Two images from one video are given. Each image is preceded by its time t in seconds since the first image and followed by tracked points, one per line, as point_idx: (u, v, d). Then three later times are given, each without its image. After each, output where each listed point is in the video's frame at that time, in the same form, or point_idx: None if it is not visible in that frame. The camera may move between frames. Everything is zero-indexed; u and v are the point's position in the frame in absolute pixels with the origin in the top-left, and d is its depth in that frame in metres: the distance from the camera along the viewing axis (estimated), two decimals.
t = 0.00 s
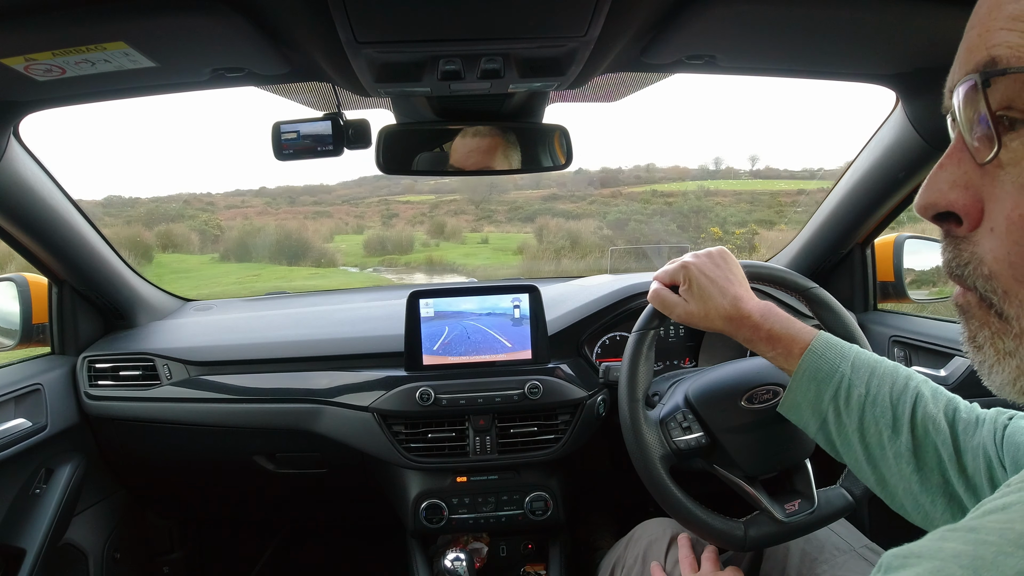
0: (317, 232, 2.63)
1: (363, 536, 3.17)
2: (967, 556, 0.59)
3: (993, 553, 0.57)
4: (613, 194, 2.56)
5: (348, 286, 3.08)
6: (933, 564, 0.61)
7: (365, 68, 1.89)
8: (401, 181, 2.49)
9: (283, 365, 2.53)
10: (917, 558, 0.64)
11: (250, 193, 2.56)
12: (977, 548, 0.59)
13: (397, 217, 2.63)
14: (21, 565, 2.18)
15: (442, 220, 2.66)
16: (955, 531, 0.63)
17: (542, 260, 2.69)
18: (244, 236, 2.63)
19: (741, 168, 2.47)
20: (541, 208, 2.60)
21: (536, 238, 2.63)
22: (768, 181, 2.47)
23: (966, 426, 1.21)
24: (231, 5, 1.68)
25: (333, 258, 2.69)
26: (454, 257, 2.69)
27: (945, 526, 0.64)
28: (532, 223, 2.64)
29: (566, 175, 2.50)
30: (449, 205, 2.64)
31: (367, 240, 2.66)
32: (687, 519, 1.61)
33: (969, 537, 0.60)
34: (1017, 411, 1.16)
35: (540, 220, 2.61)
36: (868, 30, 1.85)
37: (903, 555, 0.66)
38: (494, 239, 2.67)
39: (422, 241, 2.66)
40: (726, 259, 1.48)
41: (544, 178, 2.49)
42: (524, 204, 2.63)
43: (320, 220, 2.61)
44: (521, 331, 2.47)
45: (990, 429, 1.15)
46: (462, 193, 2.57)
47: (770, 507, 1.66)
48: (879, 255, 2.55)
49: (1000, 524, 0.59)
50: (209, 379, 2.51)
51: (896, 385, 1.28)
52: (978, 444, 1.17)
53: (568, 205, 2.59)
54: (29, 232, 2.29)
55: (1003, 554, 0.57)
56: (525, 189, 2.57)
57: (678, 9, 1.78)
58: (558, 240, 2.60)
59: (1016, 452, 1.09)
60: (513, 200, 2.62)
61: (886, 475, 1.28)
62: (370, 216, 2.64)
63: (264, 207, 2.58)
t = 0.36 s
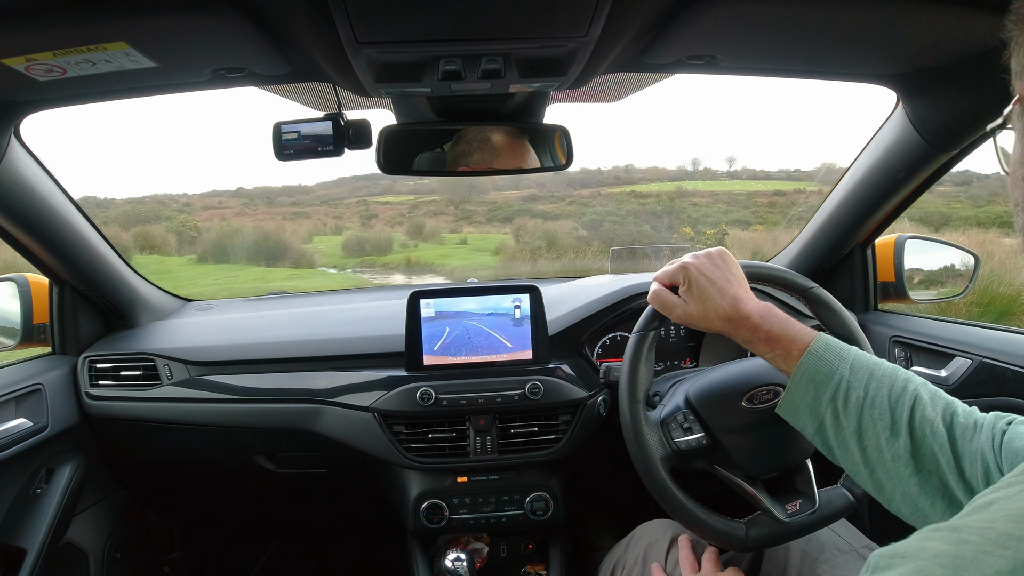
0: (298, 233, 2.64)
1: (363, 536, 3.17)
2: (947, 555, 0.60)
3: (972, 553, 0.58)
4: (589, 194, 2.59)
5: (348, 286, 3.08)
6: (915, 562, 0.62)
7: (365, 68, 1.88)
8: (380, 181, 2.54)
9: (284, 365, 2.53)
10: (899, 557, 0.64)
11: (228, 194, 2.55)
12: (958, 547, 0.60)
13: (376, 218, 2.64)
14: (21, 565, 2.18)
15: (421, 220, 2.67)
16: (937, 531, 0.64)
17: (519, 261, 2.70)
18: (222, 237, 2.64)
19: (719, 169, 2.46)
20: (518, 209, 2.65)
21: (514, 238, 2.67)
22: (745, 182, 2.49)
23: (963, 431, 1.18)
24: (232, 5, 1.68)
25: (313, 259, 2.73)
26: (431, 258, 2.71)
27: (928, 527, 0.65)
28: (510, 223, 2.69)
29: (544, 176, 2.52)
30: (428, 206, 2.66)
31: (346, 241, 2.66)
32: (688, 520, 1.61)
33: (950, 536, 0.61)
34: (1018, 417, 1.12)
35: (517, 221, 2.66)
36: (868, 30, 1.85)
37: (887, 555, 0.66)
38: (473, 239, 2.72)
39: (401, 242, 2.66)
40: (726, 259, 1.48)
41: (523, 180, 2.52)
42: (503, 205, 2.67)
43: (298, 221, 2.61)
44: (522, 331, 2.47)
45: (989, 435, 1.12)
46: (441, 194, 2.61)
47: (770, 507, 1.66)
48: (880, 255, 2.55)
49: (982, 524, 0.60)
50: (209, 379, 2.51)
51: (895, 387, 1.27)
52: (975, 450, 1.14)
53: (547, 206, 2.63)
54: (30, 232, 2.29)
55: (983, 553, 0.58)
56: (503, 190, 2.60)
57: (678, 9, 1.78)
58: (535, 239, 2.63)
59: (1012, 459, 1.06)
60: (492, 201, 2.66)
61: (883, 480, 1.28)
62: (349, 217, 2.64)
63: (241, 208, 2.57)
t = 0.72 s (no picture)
0: (275, 234, 2.62)
1: (363, 537, 3.17)
2: (960, 547, 0.59)
3: (985, 544, 0.58)
4: (569, 195, 2.59)
5: (347, 286, 3.09)
6: (929, 556, 0.61)
7: (364, 68, 1.88)
8: (358, 182, 2.55)
9: (283, 365, 2.53)
10: (912, 551, 0.63)
11: (203, 196, 2.54)
12: (970, 539, 0.60)
13: (354, 220, 2.64)
14: (21, 565, 2.18)
15: (399, 221, 2.65)
16: (946, 527, 0.63)
17: (495, 262, 2.71)
18: (198, 239, 2.64)
19: (695, 169, 2.48)
20: (498, 210, 2.64)
21: (490, 240, 2.66)
22: (721, 183, 2.49)
23: (965, 430, 1.15)
24: (231, 5, 1.68)
25: (288, 260, 2.70)
26: (408, 260, 2.69)
27: (938, 522, 0.65)
28: (487, 224, 2.67)
29: (522, 179, 2.48)
30: (406, 207, 2.64)
31: (323, 242, 2.66)
32: (688, 520, 1.61)
33: (962, 530, 0.61)
34: (1022, 417, 1.09)
35: (495, 221, 2.64)
36: (868, 30, 1.85)
37: (899, 551, 0.65)
38: (451, 241, 2.72)
39: (379, 244, 2.65)
40: (726, 259, 1.48)
41: (501, 181, 2.49)
42: (480, 206, 2.68)
43: (275, 223, 2.60)
44: (521, 331, 2.47)
45: (992, 435, 1.09)
46: (418, 195, 2.61)
47: (770, 507, 1.66)
48: (879, 254, 2.55)
49: (995, 517, 0.61)
50: (209, 379, 2.51)
51: (896, 386, 1.26)
52: (977, 449, 1.12)
53: (525, 206, 2.60)
54: (30, 232, 2.29)
55: (994, 545, 0.58)
56: (481, 192, 2.62)
57: (679, 9, 1.78)
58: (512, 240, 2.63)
59: (1014, 458, 1.04)
60: (470, 203, 2.68)
61: (884, 479, 1.27)
62: (327, 219, 2.64)
63: (216, 210, 2.56)
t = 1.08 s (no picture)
0: (253, 236, 2.63)
1: (363, 537, 3.18)
2: (949, 547, 0.59)
3: (974, 545, 0.58)
4: (549, 197, 2.58)
5: (347, 286, 3.09)
6: (919, 556, 0.61)
7: (364, 68, 1.88)
8: (337, 182, 2.53)
9: (284, 365, 2.53)
10: (903, 552, 0.62)
11: (180, 197, 2.52)
12: (960, 539, 0.60)
13: (333, 221, 2.60)
14: (21, 565, 2.18)
15: (377, 223, 2.61)
16: (938, 529, 0.63)
17: (471, 262, 2.71)
18: (176, 240, 2.61)
19: (674, 172, 2.46)
20: (478, 211, 2.62)
21: (469, 241, 2.65)
22: (706, 185, 2.50)
23: (964, 431, 1.16)
24: (232, 5, 1.68)
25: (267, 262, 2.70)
26: (388, 261, 2.68)
27: (930, 523, 0.65)
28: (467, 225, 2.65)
29: (501, 181, 2.50)
30: (386, 208, 2.61)
31: (301, 243, 2.65)
32: (688, 520, 1.61)
33: (953, 530, 0.61)
34: (1021, 419, 1.09)
35: (473, 223, 2.63)
36: (868, 30, 1.85)
37: (891, 551, 0.64)
38: (430, 242, 2.68)
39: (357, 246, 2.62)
40: (726, 258, 1.48)
41: (480, 183, 2.51)
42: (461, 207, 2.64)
43: (253, 224, 2.60)
44: (522, 331, 2.47)
45: (991, 437, 1.10)
46: (398, 197, 2.59)
47: (770, 507, 1.66)
48: (880, 254, 2.55)
49: (984, 517, 0.61)
50: (210, 378, 2.51)
51: (895, 387, 1.26)
52: (976, 450, 1.12)
53: (504, 208, 2.61)
54: (30, 232, 2.29)
55: (984, 545, 0.58)
56: (462, 192, 2.60)
57: (679, 8, 1.78)
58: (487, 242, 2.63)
59: (1013, 459, 1.04)
60: (450, 204, 2.64)
61: (883, 480, 1.27)
62: (306, 219, 2.63)
63: (193, 211, 2.55)
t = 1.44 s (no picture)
0: (227, 237, 2.62)
1: (363, 537, 3.17)
2: (960, 549, 0.59)
3: (985, 548, 0.58)
4: (525, 199, 2.62)
5: (346, 286, 3.09)
6: (928, 558, 0.61)
7: (364, 68, 1.88)
8: (313, 184, 2.51)
9: (283, 365, 2.53)
10: (912, 553, 0.63)
11: (152, 199, 2.49)
12: (970, 542, 0.59)
13: (308, 223, 2.60)
14: (20, 565, 2.18)
15: (353, 225, 2.63)
16: (948, 528, 0.63)
17: (446, 265, 2.70)
18: (150, 242, 2.60)
19: (650, 173, 2.51)
20: (453, 214, 2.65)
21: (444, 242, 2.67)
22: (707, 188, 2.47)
23: (965, 431, 1.17)
24: (232, 5, 1.68)
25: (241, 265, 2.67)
26: (362, 262, 2.73)
27: (940, 523, 0.65)
28: (441, 227, 2.68)
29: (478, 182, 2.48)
30: (362, 209, 2.62)
31: (276, 245, 2.63)
32: (689, 520, 1.61)
33: (962, 531, 0.61)
34: (1022, 419, 1.11)
35: (448, 225, 2.66)
36: (868, 30, 1.85)
37: (899, 551, 0.65)
38: (406, 244, 2.68)
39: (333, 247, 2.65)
40: (727, 258, 1.48)
41: (457, 184, 2.50)
42: (438, 210, 2.66)
43: (227, 226, 2.60)
44: (521, 331, 2.47)
45: (992, 436, 1.11)
46: (374, 198, 2.59)
47: (770, 507, 1.66)
48: (880, 254, 2.55)
49: (994, 519, 0.60)
50: (209, 379, 2.51)
51: (896, 388, 1.26)
52: (977, 450, 1.14)
53: (480, 210, 2.65)
54: (30, 232, 2.29)
55: (995, 548, 0.58)
56: (438, 195, 2.61)
57: (680, 9, 1.78)
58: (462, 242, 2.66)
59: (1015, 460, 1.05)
60: (426, 206, 2.65)
61: (883, 480, 1.27)
62: (280, 221, 2.59)
63: (165, 213, 2.53)
